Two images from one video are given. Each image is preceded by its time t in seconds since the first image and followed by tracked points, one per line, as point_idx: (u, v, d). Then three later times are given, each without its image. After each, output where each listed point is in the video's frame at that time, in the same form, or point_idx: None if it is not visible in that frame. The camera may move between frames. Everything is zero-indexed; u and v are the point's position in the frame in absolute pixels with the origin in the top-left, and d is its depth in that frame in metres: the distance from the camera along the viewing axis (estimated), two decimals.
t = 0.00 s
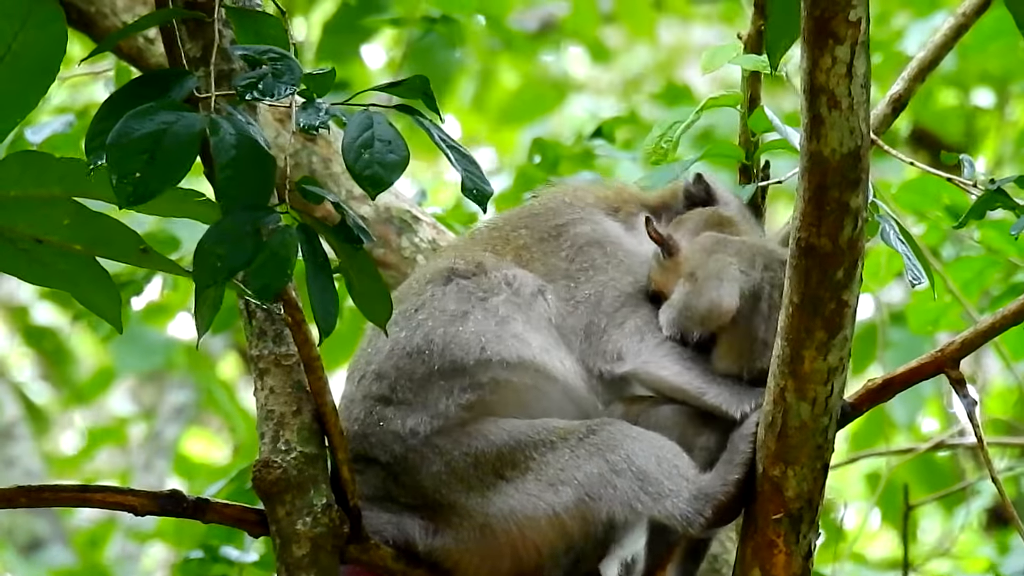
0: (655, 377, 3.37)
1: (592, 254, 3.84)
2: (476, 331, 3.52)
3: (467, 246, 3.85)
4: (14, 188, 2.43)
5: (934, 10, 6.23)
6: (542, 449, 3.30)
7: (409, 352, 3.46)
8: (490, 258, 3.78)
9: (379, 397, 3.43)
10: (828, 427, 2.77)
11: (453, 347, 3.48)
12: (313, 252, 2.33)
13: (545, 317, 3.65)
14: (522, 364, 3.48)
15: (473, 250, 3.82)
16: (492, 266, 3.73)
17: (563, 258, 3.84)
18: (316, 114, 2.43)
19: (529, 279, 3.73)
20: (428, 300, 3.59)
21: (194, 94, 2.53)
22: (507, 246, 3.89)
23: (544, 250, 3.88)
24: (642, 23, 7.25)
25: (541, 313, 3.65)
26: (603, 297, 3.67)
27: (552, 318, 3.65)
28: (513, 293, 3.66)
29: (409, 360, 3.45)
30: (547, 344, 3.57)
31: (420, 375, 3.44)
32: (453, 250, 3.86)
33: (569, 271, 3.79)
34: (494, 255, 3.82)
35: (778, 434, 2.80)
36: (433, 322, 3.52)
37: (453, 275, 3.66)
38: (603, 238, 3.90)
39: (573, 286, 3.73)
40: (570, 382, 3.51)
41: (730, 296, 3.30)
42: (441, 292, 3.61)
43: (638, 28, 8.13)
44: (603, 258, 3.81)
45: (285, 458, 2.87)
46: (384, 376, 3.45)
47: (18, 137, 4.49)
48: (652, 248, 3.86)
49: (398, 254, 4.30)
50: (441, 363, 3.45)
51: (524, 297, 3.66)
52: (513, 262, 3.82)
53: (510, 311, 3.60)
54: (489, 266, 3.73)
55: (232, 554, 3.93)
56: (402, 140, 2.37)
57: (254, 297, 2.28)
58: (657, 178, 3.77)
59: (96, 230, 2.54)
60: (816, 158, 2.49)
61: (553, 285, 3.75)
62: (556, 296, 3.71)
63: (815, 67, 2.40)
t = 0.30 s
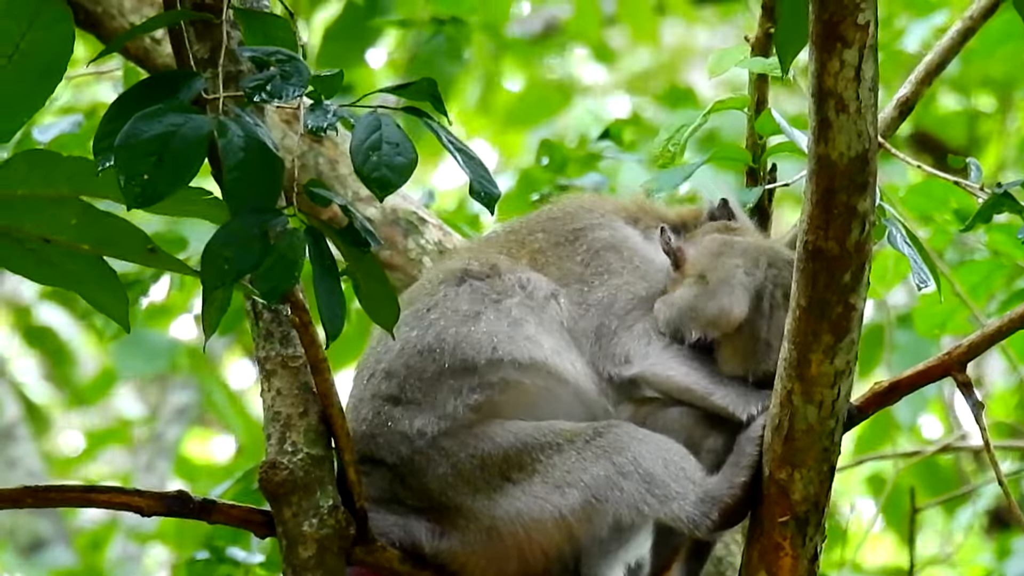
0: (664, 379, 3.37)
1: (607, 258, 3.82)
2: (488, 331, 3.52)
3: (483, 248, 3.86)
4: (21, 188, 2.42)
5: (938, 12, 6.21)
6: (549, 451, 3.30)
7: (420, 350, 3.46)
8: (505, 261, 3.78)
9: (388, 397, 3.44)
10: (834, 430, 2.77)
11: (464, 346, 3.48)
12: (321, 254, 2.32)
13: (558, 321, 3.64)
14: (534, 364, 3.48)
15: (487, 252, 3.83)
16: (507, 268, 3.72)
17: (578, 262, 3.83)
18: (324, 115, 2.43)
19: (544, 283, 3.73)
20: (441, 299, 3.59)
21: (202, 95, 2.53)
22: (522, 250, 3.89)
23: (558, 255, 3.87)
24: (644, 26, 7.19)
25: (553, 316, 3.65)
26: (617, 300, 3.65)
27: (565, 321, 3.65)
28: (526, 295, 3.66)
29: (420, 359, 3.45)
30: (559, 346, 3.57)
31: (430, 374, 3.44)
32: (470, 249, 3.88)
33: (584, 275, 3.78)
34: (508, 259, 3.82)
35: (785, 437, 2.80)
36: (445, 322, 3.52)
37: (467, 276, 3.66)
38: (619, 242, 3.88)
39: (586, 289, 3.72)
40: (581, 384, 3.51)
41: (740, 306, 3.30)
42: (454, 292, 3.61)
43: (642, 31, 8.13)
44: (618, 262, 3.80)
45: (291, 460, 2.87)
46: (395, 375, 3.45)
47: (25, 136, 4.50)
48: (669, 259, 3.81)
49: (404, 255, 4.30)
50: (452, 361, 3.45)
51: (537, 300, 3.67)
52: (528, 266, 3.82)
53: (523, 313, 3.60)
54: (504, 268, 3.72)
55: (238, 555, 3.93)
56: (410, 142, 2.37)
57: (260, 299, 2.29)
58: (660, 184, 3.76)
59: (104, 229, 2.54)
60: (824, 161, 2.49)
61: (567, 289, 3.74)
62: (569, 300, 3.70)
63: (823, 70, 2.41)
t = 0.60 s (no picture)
0: (671, 377, 3.38)
1: (615, 259, 3.87)
2: (496, 328, 3.53)
3: (493, 246, 3.90)
4: (27, 186, 2.41)
5: (937, 11, 6.21)
6: (554, 449, 3.30)
7: (427, 346, 3.47)
8: (514, 260, 3.81)
9: (394, 392, 3.44)
10: (840, 429, 2.77)
11: (472, 342, 3.48)
12: (330, 252, 2.33)
13: (565, 319, 3.68)
14: (541, 362, 3.49)
15: (497, 251, 3.85)
16: (516, 267, 3.76)
17: (587, 263, 3.87)
18: (332, 113, 2.44)
19: (552, 282, 3.76)
20: (450, 296, 3.60)
21: (210, 92, 2.52)
22: (531, 250, 3.92)
23: (568, 254, 3.91)
24: (646, 23, 7.16)
25: (562, 316, 3.68)
26: (625, 300, 3.68)
27: (573, 320, 3.69)
28: (535, 294, 3.70)
29: (427, 354, 3.46)
30: (567, 345, 3.59)
31: (437, 370, 3.44)
32: (480, 247, 3.90)
33: (593, 275, 3.82)
34: (517, 258, 3.84)
35: (791, 436, 2.80)
36: (453, 319, 3.53)
37: (475, 274, 3.68)
38: (628, 243, 3.93)
39: (594, 289, 3.76)
40: (588, 383, 3.52)
41: (724, 286, 3.37)
42: (463, 290, 3.63)
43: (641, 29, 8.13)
44: (627, 262, 3.85)
45: (297, 457, 2.88)
46: (402, 370, 3.46)
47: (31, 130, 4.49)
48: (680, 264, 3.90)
49: (408, 253, 4.30)
50: (459, 357, 3.45)
51: (546, 299, 3.71)
52: (537, 265, 3.86)
53: (531, 311, 3.63)
54: (513, 266, 3.75)
55: (247, 548, 3.92)
56: (418, 140, 2.37)
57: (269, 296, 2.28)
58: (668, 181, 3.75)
59: (112, 226, 2.53)
60: (831, 160, 2.49)
61: (575, 289, 3.78)
62: (577, 299, 3.75)
63: (830, 68, 2.40)
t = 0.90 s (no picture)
0: (673, 375, 3.38)
1: (618, 258, 3.87)
2: (499, 327, 3.53)
3: (495, 245, 3.89)
4: (31, 180, 2.41)
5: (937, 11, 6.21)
6: (557, 447, 3.30)
7: (431, 344, 3.47)
8: (517, 259, 3.81)
9: (397, 390, 3.44)
10: (844, 427, 2.77)
11: (475, 340, 3.48)
12: (334, 252, 2.32)
13: (568, 319, 3.67)
14: (544, 361, 3.48)
15: (500, 250, 3.85)
16: (518, 266, 3.76)
17: (589, 263, 3.86)
18: (336, 111, 2.43)
19: (555, 282, 3.76)
20: (453, 295, 3.60)
21: (215, 90, 2.52)
22: (533, 249, 3.92)
23: (570, 254, 3.90)
24: (644, 22, 7.13)
25: (564, 315, 3.67)
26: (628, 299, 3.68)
27: (576, 319, 3.68)
28: (538, 293, 3.69)
29: (430, 353, 3.46)
30: (569, 344, 3.58)
31: (440, 368, 3.44)
32: (482, 246, 3.90)
33: (595, 275, 3.81)
34: (520, 257, 3.84)
35: (794, 433, 2.80)
36: (456, 317, 3.53)
37: (478, 273, 3.68)
38: (630, 243, 3.93)
39: (596, 289, 3.76)
40: (591, 382, 3.52)
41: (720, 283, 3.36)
42: (466, 289, 3.62)
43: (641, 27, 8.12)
44: (629, 262, 3.84)
45: (300, 455, 2.89)
46: (405, 368, 3.46)
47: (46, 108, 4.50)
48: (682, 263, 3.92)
49: (411, 250, 4.29)
50: (462, 356, 3.45)
51: (548, 298, 3.70)
52: (539, 265, 3.85)
53: (533, 310, 3.62)
54: (515, 266, 3.75)
55: (255, 539, 3.88)
56: (423, 139, 2.37)
57: (273, 296, 2.27)
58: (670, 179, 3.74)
59: (116, 220, 2.53)
60: (835, 158, 2.49)
61: (577, 289, 3.77)
62: (579, 299, 3.74)
63: (834, 67, 2.40)
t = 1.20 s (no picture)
0: (672, 373, 3.38)
1: (617, 259, 3.87)
2: (498, 327, 3.52)
3: (494, 245, 3.88)
4: (31, 179, 2.41)
5: (933, 10, 6.22)
6: (555, 445, 3.30)
7: (429, 344, 3.46)
8: (516, 259, 3.80)
9: (395, 389, 3.43)
10: (842, 426, 2.77)
11: (474, 340, 3.47)
12: (336, 250, 2.31)
13: (567, 319, 3.66)
14: (543, 361, 3.47)
15: (499, 250, 3.85)
16: (517, 266, 3.75)
17: (589, 263, 3.86)
18: (336, 109, 2.43)
19: (553, 282, 3.75)
20: (452, 295, 3.60)
21: (215, 88, 2.52)
22: (532, 249, 3.91)
23: (570, 254, 3.90)
24: (640, 20, 7.13)
25: (563, 316, 3.67)
26: (627, 298, 3.68)
27: (575, 320, 3.68)
28: (537, 294, 3.68)
29: (429, 352, 3.45)
30: (568, 345, 3.58)
31: (438, 368, 3.43)
32: (481, 246, 3.89)
33: (594, 275, 3.81)
34: (519, 257, 3.84)
35: (793, 432, 2.80)
36: (455, 317, 3.52)
37: (477, 273, 3.68)
38: (629, 244, 3.93)
39: (595, 289, 3.75)
40: (589, 383, 3.51)
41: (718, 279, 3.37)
42: (465, 289, 3.62)
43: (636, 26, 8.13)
44: (629, 263, 3.84)
45: (298, 454, 2.88)
46: (403, 368, 3.45)
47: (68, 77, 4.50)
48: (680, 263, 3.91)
49: (410, 247, 4.28)
50: (461, 355, 3.45)
51: (547, 298, 3.69)
52: (538, 265, 3.84)
53: (533, 311, 3.62)
54: (514, 266, 3.75)
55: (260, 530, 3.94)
56: (422, 137, 2.37)
57: (274, 293, 2.27)
58: (666, 177, 3.70)
59: (115, 221, 2.53)
60: (834, 156, 2.49)
61: (576, 289, 3.77)
62: (578, 300, 3.73)
63: (833, 65, 2.40)
